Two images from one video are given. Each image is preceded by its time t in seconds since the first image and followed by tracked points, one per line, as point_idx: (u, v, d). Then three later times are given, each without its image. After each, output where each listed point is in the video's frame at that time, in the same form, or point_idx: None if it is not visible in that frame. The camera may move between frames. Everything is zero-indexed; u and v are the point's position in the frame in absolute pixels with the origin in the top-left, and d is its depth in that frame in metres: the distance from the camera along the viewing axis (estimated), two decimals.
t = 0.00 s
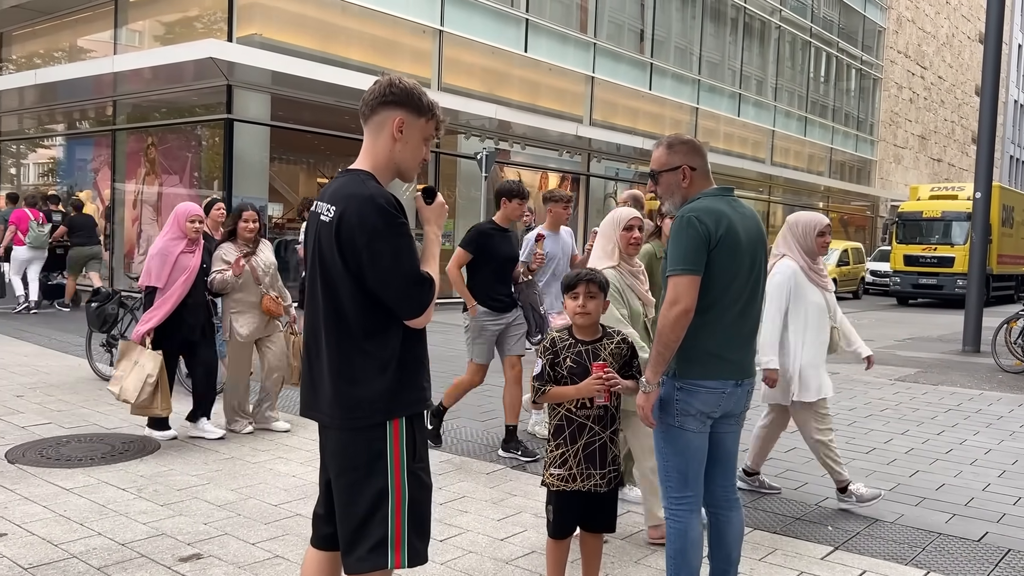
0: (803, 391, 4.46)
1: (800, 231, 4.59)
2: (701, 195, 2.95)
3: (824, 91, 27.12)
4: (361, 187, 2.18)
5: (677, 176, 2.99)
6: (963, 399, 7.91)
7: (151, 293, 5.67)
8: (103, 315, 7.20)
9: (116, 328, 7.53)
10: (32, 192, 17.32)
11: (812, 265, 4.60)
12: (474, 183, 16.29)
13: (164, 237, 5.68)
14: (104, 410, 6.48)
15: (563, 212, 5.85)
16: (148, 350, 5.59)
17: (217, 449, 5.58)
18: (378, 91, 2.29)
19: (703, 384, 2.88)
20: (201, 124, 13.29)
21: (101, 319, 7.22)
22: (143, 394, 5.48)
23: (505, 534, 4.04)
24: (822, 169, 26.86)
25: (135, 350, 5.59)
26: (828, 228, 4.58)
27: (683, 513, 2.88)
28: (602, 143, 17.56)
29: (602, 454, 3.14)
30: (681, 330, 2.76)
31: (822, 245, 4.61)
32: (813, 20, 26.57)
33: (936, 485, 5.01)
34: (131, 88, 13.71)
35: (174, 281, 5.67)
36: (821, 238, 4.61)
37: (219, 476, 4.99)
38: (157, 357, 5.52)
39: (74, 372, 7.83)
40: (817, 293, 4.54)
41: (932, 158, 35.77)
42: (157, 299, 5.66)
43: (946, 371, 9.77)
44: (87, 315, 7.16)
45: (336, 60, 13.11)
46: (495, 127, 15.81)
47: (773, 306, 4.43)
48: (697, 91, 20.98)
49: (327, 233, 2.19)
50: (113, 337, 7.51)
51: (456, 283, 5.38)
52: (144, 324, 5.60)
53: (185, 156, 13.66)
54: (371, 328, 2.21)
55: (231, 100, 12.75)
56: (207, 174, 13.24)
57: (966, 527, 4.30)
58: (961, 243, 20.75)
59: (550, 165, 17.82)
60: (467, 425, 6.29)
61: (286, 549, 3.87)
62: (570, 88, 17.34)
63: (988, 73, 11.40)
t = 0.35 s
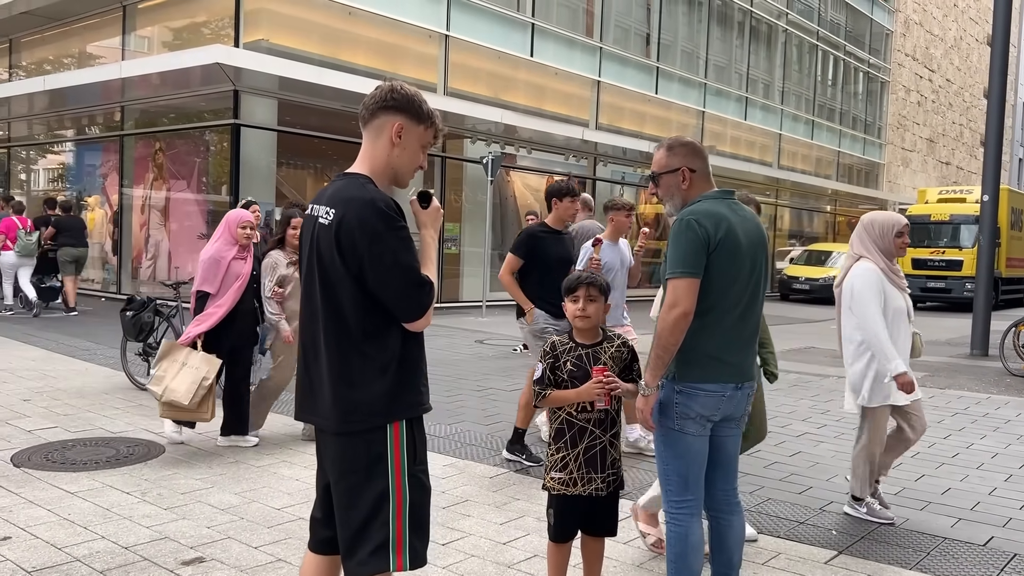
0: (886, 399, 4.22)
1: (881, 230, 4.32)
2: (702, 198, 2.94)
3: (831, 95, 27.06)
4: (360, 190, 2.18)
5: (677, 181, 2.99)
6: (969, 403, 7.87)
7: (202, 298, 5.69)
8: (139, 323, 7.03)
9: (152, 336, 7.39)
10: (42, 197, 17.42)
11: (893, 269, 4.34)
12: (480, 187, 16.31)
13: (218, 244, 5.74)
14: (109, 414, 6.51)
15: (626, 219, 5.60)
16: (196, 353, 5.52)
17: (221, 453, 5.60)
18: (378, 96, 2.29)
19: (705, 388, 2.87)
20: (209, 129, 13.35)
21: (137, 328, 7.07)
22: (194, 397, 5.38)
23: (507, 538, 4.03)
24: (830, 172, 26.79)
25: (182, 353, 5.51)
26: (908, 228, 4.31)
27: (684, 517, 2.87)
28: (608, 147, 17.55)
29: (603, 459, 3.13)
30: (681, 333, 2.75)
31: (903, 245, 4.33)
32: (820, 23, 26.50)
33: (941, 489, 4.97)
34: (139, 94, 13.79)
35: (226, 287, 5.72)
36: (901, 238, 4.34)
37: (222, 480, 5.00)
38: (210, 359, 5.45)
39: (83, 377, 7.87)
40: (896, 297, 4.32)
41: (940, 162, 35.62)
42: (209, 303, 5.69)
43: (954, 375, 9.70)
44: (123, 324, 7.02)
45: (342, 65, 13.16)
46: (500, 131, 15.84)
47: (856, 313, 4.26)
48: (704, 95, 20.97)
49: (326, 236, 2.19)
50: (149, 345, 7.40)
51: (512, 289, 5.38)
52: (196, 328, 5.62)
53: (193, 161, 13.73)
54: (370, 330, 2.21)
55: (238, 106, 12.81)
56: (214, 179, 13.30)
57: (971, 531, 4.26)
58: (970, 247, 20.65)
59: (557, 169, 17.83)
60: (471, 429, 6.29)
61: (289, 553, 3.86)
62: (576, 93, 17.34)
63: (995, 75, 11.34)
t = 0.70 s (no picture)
0: (977, 415, 4.02)
1: (975, 238, 4.10)
2: (706, 203, 2.93)
3: (840, 97, 26.96)
4: (361, 193, 2.19)
5: (680, 186, 2.98)
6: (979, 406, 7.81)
7: (258, 306, 5.51)
8: (173, 330, 7.07)
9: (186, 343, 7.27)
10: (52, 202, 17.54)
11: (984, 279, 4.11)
12: (488, 190, 16.32)
13: (273, 251, 5.50)
14: (118, 418, 6.54)
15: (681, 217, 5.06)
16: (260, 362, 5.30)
17: (229, 456, 5.61)
18: (377, 99, 2.29)
19: (709, 392, 2.86)
20: (218, 134, 13.41)
21: (173, 335, 7.10)
22: (262, 406, 5.19)
23: (512, 542, 4.02)
24: (839, 175, 26.70)
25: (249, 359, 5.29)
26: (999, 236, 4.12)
27: (688, 521, 2.86)
28: (616, 150, 17.54)
29: (607, 462, 3.12)
30: (688, 339, 2.74)
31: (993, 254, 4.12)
32: (829, 26, 26.42)
33: (949, 493, 4.94)
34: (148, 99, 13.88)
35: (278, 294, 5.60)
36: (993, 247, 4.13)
37: (229, 484, 5.01)
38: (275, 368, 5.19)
39: (93, 381, 7.91)
40: (988, 308, 4.10)
41: (950, 164, 35.44)
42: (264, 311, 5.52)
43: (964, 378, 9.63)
44: (158, 332, 7.06)
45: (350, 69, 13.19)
46: (508, 135, 15.86)
47: (948, 326, 4.03)
48: (712, 98, 20.94)
49: (326, 240, 2.19)
50: (184, 352, 7.28)
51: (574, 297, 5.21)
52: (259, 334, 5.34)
53: (202, 166, 13.80)
54: (368, 334, 2.21)
55: (247, 111, 12.87)
56: (223, 184, 13.36)
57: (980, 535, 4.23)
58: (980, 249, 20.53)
59: (565, 172, 17.83)
60: (478, 432, 6.29)
61: (294, 557, 3.87)
62: (584, 96, 17.34)
63: (1005, 77, 11.27)
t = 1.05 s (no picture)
0: None
1: None
2: (720, 207, 2.92)
3: (850, 98, 26.86)
4: (369, 194, 2.20)
5: (693, 193, 2.97)
6: (990, 407, 7.76)
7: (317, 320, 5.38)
8: (207, 334, 7.07)
9: (220, 347, 7.23)
10: (64, 206, 17.66)
11: None
12: (496, 192, 16.33)
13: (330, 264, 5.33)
14: (130, 420, 6.58)
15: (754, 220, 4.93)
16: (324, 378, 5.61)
17: (239, 458, 5.64)
18: (385, 101, 2.30)
19: (721, 394, 2.86)
20: (227, 137, 13.47)
21: (206, 339, 7.10)
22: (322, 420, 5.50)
23: (522, 543, 4.03)
24: (849, 175, 26.59)
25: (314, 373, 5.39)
26: None
27: (697, 522, 2.86)
28: (624, 152, 17.54)
29: (617, 464, 3.12)
30: (714, 347, 2.73)
31: None
32: (838, 26, 26.32)
33: (960, 495, 4.91)
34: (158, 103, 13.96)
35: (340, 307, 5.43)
36: None
37: (239, 486, 5.03)
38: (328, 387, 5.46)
39: (104, 384, 7.96)
40: None
41: (961, 164, 35.24)
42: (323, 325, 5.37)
43: (975, 379, 9.57)
44: (192, 336, 7.07)
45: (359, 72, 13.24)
46: (516, 137, 15.88)
47: None
48: (721, 99, 20.90)
49: (334, 240, 2.21)
50: (217, 356, 7.26)
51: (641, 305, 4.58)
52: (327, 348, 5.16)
53: (212, 169, 13.86)
54: (374, 334, 2.22)
55: (256, 114, 12.94)
56: (233, 187, 13.44)
57: (991, 537, 4.20)
58: (991, 249, 20.41)
59: (573, 174, 17.83)
60: (487, 434, 6.30)
61: (304, 558, 3.88)
62: (593, 97, 17.33)
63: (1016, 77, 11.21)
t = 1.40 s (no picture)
0: None
1: None
2: (733, 207, 2.92)
3: (858, 96, 26.75)
4: (379, 192, 2.21)
5: (706, 193, 2.97)
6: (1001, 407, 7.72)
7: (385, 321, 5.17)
8: (237, 337, 7.01)
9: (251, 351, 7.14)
10: (74, 208, 17.78)
11: None
12: (504, 193, 16.33)
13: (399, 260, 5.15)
14: (142, 420, 6.63)
15: (827, 218, 4.61)
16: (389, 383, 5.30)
17: (250, 457, 5.66)
18: (397, 101, 2.32)
19: (736, 394, 2.86)
20: (236, 139, 13.53)
21: (237, 342, 7.05)
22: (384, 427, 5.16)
23: (532, 542, 4.03)
24: (858, 174, 26.49)
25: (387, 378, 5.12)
26: None
27: (708, 522, 2.86)
28: (633, 152, 17.52)
29: (627, 463, 3.12)
30: (732, 348, 2.72)
31: None
32: (846, 25, 26.21)
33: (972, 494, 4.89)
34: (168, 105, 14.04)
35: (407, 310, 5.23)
36: None
37: (251, 485, 5.05)
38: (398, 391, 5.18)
39: (116, 384, 8.02)
40: None
41: (971, 163, 35.06)
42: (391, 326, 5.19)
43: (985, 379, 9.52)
44: (223, 339, 7.05)
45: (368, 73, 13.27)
46: (524, 137, 15.89)
47: None
48: (729, 98, 20.85)
49: (344, 238, 2.22)
50: (248, 359, 7.17)
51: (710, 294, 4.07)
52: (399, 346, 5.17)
53: (222, 170, 13.93)
54: (384, 331, 2.23)
55: (265, 115, 12.99)
56: (242, 188, 13.49)
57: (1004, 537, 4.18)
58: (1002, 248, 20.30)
59: (581, 174, 17.82)
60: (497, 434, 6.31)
61: (316, 557, 3.90)
62: (601, 97, 17.32)
63: None
